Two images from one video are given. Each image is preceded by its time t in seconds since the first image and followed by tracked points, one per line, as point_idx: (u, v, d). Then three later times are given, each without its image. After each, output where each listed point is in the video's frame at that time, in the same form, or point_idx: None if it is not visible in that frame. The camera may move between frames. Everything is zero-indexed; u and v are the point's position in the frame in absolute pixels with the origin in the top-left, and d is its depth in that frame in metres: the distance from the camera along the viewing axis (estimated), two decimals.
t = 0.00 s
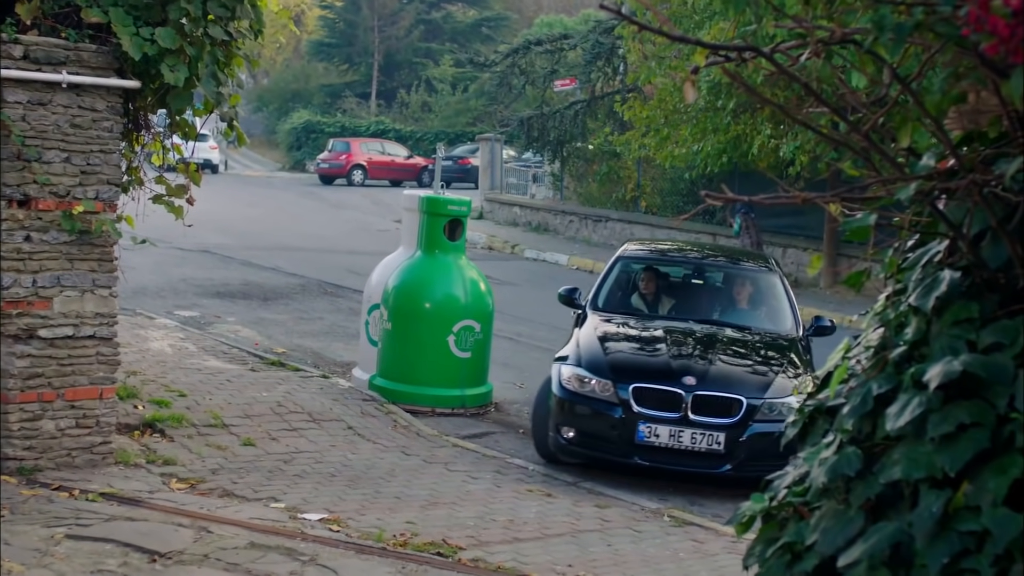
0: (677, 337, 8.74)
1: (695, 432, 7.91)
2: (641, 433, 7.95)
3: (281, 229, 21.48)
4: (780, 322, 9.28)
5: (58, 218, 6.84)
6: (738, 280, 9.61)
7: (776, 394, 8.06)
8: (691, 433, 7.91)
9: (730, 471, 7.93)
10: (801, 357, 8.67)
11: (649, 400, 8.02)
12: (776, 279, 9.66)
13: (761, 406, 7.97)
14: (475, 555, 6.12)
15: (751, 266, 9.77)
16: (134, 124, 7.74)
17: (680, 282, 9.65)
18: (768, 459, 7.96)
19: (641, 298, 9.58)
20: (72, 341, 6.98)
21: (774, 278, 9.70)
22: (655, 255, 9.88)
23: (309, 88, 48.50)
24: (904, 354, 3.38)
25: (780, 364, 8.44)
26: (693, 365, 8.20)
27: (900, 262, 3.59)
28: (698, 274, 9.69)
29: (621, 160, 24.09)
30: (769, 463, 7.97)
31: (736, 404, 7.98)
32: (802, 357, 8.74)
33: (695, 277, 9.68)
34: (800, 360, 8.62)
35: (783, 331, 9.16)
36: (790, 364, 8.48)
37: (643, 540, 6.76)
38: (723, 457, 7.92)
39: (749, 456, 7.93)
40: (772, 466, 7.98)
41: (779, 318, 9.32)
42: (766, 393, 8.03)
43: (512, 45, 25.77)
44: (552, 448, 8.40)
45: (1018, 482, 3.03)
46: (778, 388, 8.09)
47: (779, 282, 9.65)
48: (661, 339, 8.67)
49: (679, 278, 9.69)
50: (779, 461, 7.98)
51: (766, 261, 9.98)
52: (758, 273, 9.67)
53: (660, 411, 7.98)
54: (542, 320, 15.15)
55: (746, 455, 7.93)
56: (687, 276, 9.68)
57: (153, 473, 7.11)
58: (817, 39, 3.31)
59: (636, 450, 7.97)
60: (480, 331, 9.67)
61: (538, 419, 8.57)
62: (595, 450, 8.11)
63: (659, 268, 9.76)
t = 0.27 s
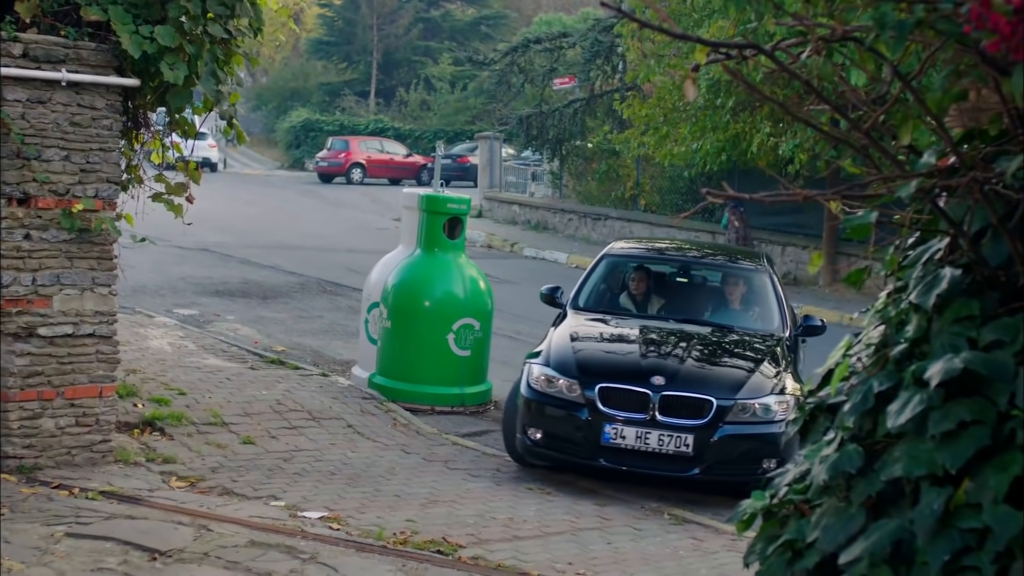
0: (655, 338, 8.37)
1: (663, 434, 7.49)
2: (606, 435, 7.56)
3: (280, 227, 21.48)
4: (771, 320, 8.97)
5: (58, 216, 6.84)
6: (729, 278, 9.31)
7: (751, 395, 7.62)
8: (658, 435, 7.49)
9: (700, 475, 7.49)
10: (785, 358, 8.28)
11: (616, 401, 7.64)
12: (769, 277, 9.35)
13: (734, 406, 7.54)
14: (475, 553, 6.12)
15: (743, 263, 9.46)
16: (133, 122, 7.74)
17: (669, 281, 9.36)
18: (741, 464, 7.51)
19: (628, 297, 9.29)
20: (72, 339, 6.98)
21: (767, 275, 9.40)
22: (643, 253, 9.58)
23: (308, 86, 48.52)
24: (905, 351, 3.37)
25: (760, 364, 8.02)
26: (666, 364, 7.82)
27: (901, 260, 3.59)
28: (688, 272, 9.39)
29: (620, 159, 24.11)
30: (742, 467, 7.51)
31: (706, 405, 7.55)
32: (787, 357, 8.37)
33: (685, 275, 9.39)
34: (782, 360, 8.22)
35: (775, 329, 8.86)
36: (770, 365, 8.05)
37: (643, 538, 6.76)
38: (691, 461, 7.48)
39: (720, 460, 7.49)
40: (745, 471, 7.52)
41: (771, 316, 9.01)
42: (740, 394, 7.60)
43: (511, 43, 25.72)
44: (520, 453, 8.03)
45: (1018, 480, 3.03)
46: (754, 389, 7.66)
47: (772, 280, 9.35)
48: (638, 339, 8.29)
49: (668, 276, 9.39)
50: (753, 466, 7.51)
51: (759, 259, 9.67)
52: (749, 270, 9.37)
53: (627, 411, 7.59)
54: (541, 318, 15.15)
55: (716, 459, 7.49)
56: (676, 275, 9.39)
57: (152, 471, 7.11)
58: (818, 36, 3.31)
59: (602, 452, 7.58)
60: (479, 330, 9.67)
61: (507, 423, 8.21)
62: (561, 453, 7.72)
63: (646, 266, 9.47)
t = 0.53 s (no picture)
0: (633, 340, 8.04)
1: (630, 439, 7.18)
2: (572, 440, 7.27)
3: (281, 226, 21.47)
4: (762, 320, 8.61)
5: (59, 214, 6.84)
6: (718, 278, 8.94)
7: (724, 399, 7.29)
8: (626, 440, 7.18)
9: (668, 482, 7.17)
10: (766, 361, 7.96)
11: (583, 405, 7.35)
12: (760, 275, 8.99)
13: (705, 411, 7.21)
14: (476, 551, 6.12)
15: (733, 262, 9.09)
16: (134, 120, 7.74)
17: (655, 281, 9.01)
18: (712, 471, 7.18)
19: (614, 299, 8.97)
20: (73, 337, 6.98)
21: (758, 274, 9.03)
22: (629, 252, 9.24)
23: (308, 85, 48.53)
24: (907, 348, 3.37)
25: (737, 367, 7.67)
26: (636, 367, 7.50)
27: (903, 257, 3.59)
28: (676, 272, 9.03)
29: (620, 157, 24.11)
30: (712, 475, 7.18)
31: (676, 410, 7.22)
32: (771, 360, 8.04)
33: (672, 275, 9.03)
34: (762, 363, 7.88)
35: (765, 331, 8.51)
36: (749, 368, 7.70)
37: (644, 536, 6.76)
38: (659, 468, 7.16)
39: (689, 467, 7.16)
40: (716, 479, 7.19)
41: (761, 316, 8.64)
42: (712, 398, 7.27)
43: (512, 42, 25.74)
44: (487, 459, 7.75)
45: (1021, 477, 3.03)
46: (727, 393, 7.32)
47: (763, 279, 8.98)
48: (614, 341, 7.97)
49: (655, 275, 9.04)
50: (723, 473, 7.18)
51: (750, 257, 9.31)
52: (739, 269, 9.00)
53: (593, 416, 7.30)
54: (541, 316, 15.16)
55: (686, 466, 7.16)
56: (663, 275, 9.03)
57: (154, 470, 7.10)
58: (820, 33, 3.32)
59: (567, 459, 7.29)
60: (480, 327, 9.67)
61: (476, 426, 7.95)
62: (527, 459, 7.44)
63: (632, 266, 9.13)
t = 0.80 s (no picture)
0: (615, 343, 7.85)
1: (601, 445, 7.01)
2: (543, 445, 7.13)
3: (282, 225, 21.47)
4: (753, 324, 8.35)
5: (61, 213, 6.84)
6: (710, 280, 8.68)
7: (700, 405, 7.09)
8: (596, 445, 7.02)
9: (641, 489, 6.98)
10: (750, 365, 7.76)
11: (556, 408, 7.20)
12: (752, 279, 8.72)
13: (681, 416, 7.02)
14: (478, 549, 6.13)
15: (724, 264, 8.83)
16: (136, 119, 7.74)
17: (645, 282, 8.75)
18: (688, 478, 6.98)
19: (602, 300, 8.73)
20: (75, 335, 6.99)
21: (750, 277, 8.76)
22: (618, 251, 9.00)
23: (309, 84, 48.54)
24: (910, 346, 3.37)
25: (718, 372, 7.47)
26: (613, 369, 7.34)
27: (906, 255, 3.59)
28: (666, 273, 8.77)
29: (621, 156, 24.11)
30: (689, 482, 6.99)
31: (649, 415, 7.05)
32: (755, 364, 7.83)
33: (663, 276, 8.77)
34: (744, 369, 7.67)
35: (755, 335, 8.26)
36: (730, 374, 7.50)
37: (646, 535, 6.76)
38: (631, 474, 6.98)
39: (663, 474, 6.97)
40: (692, 486, 6.99)
41: (752, 321, 8.38)
42: (688, 403, 7.08)
43: (513, 40, 25.72)
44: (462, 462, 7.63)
45: None
46: (704, 399, 7.13)
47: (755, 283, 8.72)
48: (595, 343, 7.80)
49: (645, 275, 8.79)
50: (700, 481, 6.98)
51: (742, 259, 9.05)
52: (731, 272, 8.73)
53: (565, 420, 7.15)
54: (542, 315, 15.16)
55: (660, 473, 6.97)
56: (654, 275, 8.78)
57: (156, 468, 7.10)
58: (823, 30, 3.31)
59: (538, 463, 7.15)
60: (482, 326, 9.68)
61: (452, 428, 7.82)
62: (499, 463, 7.32)
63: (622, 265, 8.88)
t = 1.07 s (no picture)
0: (591, 341, 7.64)
1: (565, 447, 6.82)
2: (506, 447, 6.94)
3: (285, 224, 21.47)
4: (741, 328, 8.13)
5: (65, 212, 6.86)
6: (699, 279, 8.45)
7: (671, 407, 6.87)
8: (561, 448, 6.83)
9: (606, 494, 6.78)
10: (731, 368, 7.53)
11: (520, 409, 7.01)
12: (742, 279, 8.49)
13: (649, 418, 6.81)
14: (481, 547, 6.13)
15: (713, 262, 8.60)
16: (139, 117, 7.73)
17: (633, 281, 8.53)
18: (657, 484, 6.77)
19: (591, 300, 8.52)
20: (78, 334, 7.00)
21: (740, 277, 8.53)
22: (605, 250, 8.77)
23: (311, 83, 48.55)
24: (916, 343, 3.37)
25: (693, 373, 7.25)
26: (581, 369, 7.13)
27: (911, 252, 3.58)
28: (654, 272, 8.54)
29: (624, 155, 24.12)
30: (658, 488, 6.78)
31: (617, 417, 6.84)
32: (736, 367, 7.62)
33: (651, 274, 8.55)
34: (723, 370, 7.44)
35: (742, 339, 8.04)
36: (706, 375, 7.27)
37: (649, 533, 6.76)
38: (596, 479, 6.78)
39: (630, 478, 6.76)
40: (661, 492, 6.78)
41: (740, 323, 8.16)
42: (658, 404, 6.86)
43: (516, 39, 25.72)
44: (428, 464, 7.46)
45: None
46: (675, 401, 6.91)
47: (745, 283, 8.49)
48: (571, 342, 7.60)
49: (632, 274, 8.57)
50: (669, 487, 6.77)
51: (731, 258, 8.82)
52: (720, 271, 8.50)
53: (529, 421, 6.95)
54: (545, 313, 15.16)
55: (627, 478, 6.76)
56: (641, 275, 8.55)
57: (160, 467, 7.11)
58: (828, 28, 3.31)
59: (500, 466, 6.97)
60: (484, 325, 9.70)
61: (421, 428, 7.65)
62: (461, 466, 7.13)
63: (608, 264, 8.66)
